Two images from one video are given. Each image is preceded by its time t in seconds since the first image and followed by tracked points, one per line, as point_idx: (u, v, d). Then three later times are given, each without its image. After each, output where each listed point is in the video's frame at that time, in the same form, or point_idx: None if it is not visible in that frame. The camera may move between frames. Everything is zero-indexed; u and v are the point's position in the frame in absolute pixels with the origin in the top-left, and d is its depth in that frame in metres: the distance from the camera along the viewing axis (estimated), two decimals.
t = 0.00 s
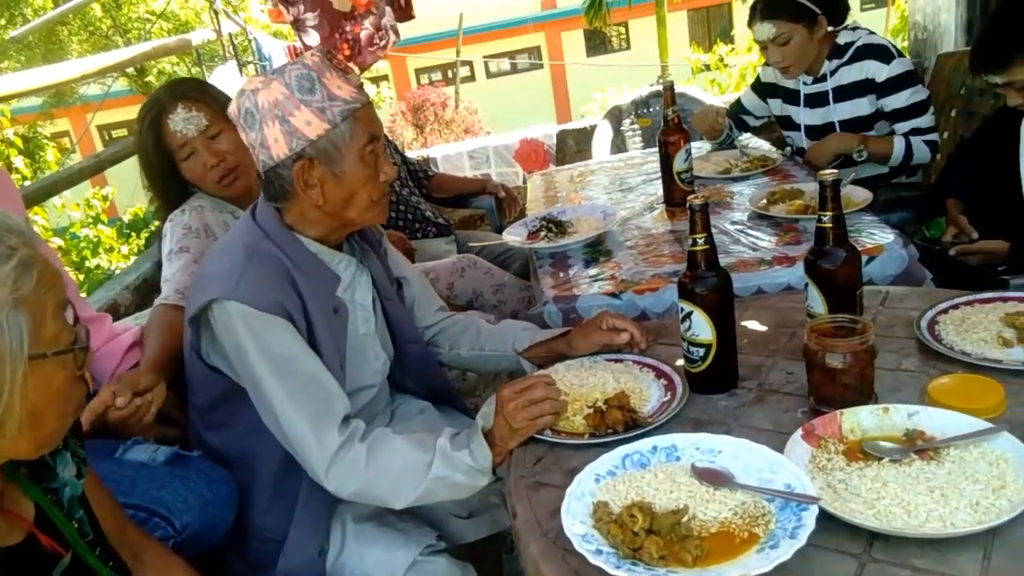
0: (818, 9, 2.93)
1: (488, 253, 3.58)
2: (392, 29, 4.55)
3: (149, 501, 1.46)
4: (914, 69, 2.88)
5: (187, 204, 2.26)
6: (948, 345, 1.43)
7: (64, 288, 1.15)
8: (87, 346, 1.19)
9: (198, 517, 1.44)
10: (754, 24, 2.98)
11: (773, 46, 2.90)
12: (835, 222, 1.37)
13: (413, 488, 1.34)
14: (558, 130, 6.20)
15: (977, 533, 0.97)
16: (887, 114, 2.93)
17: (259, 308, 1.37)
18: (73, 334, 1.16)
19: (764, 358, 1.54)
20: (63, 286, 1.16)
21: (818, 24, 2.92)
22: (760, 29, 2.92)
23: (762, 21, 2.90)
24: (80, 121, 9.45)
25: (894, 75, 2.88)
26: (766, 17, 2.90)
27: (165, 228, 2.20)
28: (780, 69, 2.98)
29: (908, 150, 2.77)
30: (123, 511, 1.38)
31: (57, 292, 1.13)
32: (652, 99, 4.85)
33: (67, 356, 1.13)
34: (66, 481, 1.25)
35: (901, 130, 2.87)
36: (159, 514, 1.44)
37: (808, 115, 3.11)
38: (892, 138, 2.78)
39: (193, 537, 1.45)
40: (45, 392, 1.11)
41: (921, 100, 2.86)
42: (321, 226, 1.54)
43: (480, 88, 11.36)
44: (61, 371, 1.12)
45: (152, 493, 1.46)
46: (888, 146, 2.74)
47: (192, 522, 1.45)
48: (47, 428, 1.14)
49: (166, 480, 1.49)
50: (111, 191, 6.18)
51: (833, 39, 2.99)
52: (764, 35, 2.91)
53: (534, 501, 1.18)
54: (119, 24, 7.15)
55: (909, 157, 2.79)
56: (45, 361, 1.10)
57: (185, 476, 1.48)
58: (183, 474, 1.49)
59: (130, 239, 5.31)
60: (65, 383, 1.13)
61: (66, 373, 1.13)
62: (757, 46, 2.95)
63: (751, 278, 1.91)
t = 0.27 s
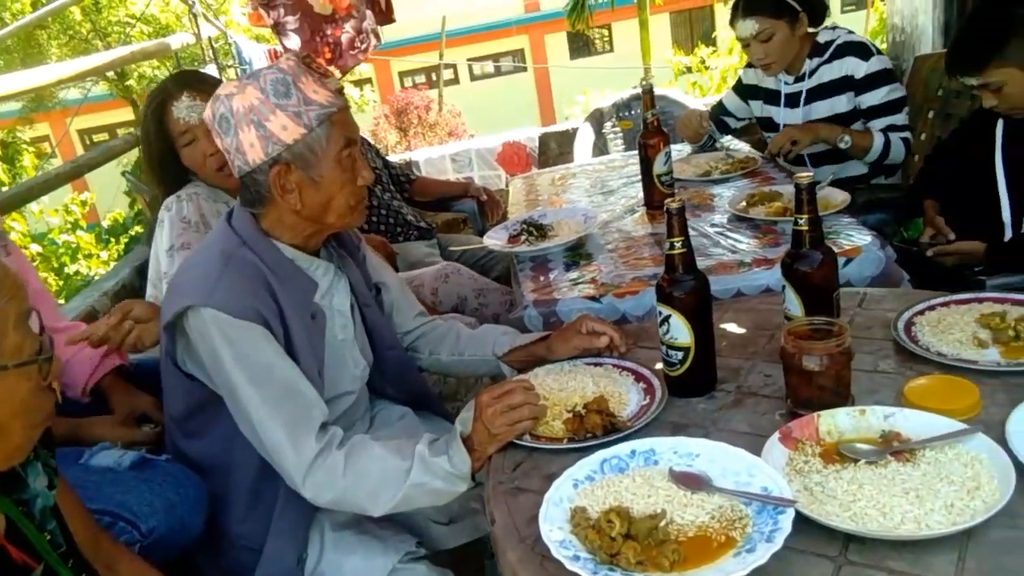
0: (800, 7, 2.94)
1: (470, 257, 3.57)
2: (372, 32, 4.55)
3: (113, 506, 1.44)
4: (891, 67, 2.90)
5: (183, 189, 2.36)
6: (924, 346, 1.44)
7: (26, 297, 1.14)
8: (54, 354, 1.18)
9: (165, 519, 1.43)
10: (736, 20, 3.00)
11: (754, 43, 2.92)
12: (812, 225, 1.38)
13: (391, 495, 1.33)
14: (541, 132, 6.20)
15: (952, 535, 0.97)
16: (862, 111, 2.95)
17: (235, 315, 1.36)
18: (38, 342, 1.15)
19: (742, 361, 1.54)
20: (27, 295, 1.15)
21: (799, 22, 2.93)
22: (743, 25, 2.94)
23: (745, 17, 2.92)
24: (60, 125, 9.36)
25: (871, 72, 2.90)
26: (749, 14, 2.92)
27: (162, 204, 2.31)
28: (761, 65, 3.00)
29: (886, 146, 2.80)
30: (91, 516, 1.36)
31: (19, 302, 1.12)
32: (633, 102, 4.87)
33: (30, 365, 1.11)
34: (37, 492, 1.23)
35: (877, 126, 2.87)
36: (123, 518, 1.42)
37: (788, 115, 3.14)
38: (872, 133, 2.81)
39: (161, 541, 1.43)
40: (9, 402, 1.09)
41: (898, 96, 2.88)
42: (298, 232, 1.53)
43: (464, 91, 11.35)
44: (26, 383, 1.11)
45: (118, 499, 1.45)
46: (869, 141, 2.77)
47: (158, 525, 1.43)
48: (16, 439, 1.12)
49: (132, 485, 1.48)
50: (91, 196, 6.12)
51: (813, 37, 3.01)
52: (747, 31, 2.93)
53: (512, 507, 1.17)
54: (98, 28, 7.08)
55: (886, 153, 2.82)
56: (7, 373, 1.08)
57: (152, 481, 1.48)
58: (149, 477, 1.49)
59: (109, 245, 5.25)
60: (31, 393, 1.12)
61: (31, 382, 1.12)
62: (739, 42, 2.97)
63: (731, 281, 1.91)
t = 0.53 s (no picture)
0: (781, 4, 2.96)
1: (454, 259, 3.57)
2: (356, 33, 4.54)
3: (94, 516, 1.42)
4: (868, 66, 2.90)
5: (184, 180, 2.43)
6: (905, 344, 1.44)
7: None
8: (24, 361, 1.16)
9: (147, 531, 1.42)
10: (718, 17, 3.00)
11: (737, 39, 2.93)
12: (792, 225, 1.38)
13: (373, 500, 1.32)
14: (526, 133, 6.20)
15: (932, 533, 0.98)
16: (840, 108, 2.95)
17: (214, 320, 1.35)
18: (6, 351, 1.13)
19: (725, 361, 1.54)
20: None
21: (780, 19, 2.95)
22: (725, 21, 2.94)
23: (727, 13, 2.92)
24: (42, 128, 9.27)
25: (848, 69, 2.91)
26: (731, 10, 2.93)
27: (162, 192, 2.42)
28: (743, 62, 3.01)
29: (860, 146, 2.80)
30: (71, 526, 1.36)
31: None
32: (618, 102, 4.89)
33: None
34: (13, 501, 1.21)
35: (851, 127, 2.87)
36: (105, 529, 1.41)
37: (769, 113, 3.15)
38: (846, 134, 2.82)
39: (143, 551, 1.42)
40: None
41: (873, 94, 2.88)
42: (277, 235, 1.52)
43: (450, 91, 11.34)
44: None
45: (97, 510, 1.43)
46: (843, 142, 2.79)
47: (139, 536, 1.42)
48: None
49: (112, 494, 1.46)
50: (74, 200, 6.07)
51: (793, 36, 3.03)
52: (728, 27, 2.93)
53: (495, 510, 1.17)
54: (81, 30, 7.01)
55: (862, 153, 2.82)
56: None
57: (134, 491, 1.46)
58: (128, 488, 1.46)
59: (91, 250, 5.21)
60: None
61: None
62: (721, 38, 2.97)
63: (713, 281, 1.91)
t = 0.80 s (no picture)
0: (758, 10, 2.97)
1: (435, 266, 3.56)
2: (336, 39, 4.55)
3: (70, 532, 1.33)
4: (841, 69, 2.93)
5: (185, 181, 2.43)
6: (881, 349, 1.45)
7: None
8: None
9: (127, 546, 1.35)
10: (696, 22, 3.02)
11: (715, 43, 2.96)
12: (769, 230, 1.40)
13: (349, 510, 1.31)
14: (507, 139, 6.21)
15: (908, 538, 0.98)
16: (816, 111, 2.96)
17: (186, 330, 1.33)
18: None
19: (703, 366, 1.54)
20: None
21: (758, 25, 2.96)
22: (703, 26, 2.97)
23: (705, 18, 2.95)
24: (19, 133, 9.16)
25: (823, 72, 2.93)
26: (709, 14, 2.95)
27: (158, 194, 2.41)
28: (722, 66, 3.04)
29: (835, 146, 2.81)
30: (48, 543, 1.27)
31: None
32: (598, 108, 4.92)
33: None
34: None
35: (826, 125, 2.89)
36: (83, 546, 1.32)
37: (748, 118, 3.16)
38: (820, 135, 2.83)
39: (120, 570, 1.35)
40: None
41: (849, 96, 2.91)
42: (252, 242, 1.51)
43: (432, 97, 11.33)
44: None
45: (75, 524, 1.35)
46: (816, 144, 2.80)
47: (119, 553, 1.35)
48: None
49: (89, 511, 1.38)
50: (51, 206, 5.99)
51: (769, 41, 3.05)
52: (707, 31, 2.96)
53: (472, 519, 1.16)
54: (59, 35, 6.92)
55: (837, 154, 2.83)
56: None
57: (113, 507, 1.39)
58: (108, 503, 1.40)
59: (69, 256, 5.15)
60: None
61: None
62: (699, 43, 3.00)
63: (692, 286, 1.91)
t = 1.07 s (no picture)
0: (740, 13, 3.00)
1: (419, 270, 3.55)
2: (320, 41, 4.53)
3: (45, 540, 1.31)
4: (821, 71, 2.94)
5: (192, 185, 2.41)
6: (861, 352, 1.46)
7: None
8: None
9: (104, 552, 1.33)
10: (679, 24, 3.04)
11: (697, 46, 2.97)
12: (748, 234, 1.38)
13: (329, 518, 1.30)
14: (491, 142, 6.21)
15: (886, 542, 0.98)
16: (797, 113, 2.98)
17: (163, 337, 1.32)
18: None
19: (685, 370, 1.54)
20: None
21: (740, 29, 2.98)
22: (686, 28, 2.98)
23: (688, 21, 2.96)
24: None
25: (803, 74, 2.95)
26: (691, 17, 2.96)
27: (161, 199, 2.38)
28: (703, 69, 3.04)
29: (813, 147, 2.82)
30: (23, 550, 1.24)
31: None
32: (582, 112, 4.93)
33: None
34: None
35: (805, 125, 2.90)
36: (58, 553, 1.30)
37: (731, 121, 3.19)
38: (798, 137, 2.84)
39: None
40: None
41: (827, 98, 2.91)
42: (230, 247, 1.50)
43: (417, 100, 11.32)
44: None
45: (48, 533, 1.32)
46: (793, 145, 2.81)
47: (96, 560, 1.32)
48: None
49: (65, 519, 1.35)
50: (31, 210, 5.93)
51: (751, 45, 3.06)
52: (689, 34, 2.97)
53: (453, 525, 1.15)
54: (40, 38, 6.85)
55: (815, 156, 2.83)
56: None
57: (90, 514, 1.37)
58: (84, 509, 1.38)
59: (49, 261, 5.09)
60: None
61: None
62: (682, 45, 3.01)
63: (674, 290, 1.92)
